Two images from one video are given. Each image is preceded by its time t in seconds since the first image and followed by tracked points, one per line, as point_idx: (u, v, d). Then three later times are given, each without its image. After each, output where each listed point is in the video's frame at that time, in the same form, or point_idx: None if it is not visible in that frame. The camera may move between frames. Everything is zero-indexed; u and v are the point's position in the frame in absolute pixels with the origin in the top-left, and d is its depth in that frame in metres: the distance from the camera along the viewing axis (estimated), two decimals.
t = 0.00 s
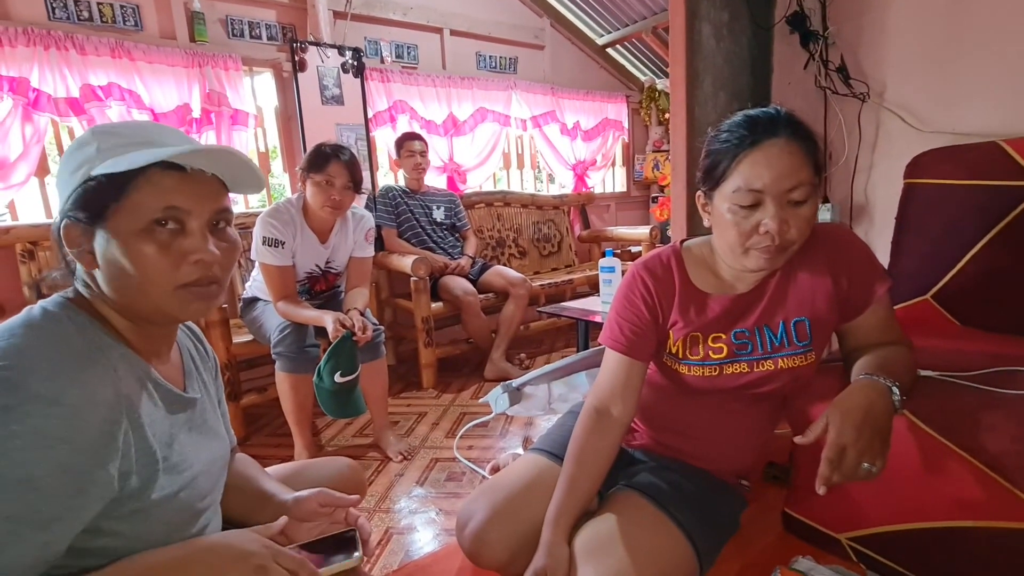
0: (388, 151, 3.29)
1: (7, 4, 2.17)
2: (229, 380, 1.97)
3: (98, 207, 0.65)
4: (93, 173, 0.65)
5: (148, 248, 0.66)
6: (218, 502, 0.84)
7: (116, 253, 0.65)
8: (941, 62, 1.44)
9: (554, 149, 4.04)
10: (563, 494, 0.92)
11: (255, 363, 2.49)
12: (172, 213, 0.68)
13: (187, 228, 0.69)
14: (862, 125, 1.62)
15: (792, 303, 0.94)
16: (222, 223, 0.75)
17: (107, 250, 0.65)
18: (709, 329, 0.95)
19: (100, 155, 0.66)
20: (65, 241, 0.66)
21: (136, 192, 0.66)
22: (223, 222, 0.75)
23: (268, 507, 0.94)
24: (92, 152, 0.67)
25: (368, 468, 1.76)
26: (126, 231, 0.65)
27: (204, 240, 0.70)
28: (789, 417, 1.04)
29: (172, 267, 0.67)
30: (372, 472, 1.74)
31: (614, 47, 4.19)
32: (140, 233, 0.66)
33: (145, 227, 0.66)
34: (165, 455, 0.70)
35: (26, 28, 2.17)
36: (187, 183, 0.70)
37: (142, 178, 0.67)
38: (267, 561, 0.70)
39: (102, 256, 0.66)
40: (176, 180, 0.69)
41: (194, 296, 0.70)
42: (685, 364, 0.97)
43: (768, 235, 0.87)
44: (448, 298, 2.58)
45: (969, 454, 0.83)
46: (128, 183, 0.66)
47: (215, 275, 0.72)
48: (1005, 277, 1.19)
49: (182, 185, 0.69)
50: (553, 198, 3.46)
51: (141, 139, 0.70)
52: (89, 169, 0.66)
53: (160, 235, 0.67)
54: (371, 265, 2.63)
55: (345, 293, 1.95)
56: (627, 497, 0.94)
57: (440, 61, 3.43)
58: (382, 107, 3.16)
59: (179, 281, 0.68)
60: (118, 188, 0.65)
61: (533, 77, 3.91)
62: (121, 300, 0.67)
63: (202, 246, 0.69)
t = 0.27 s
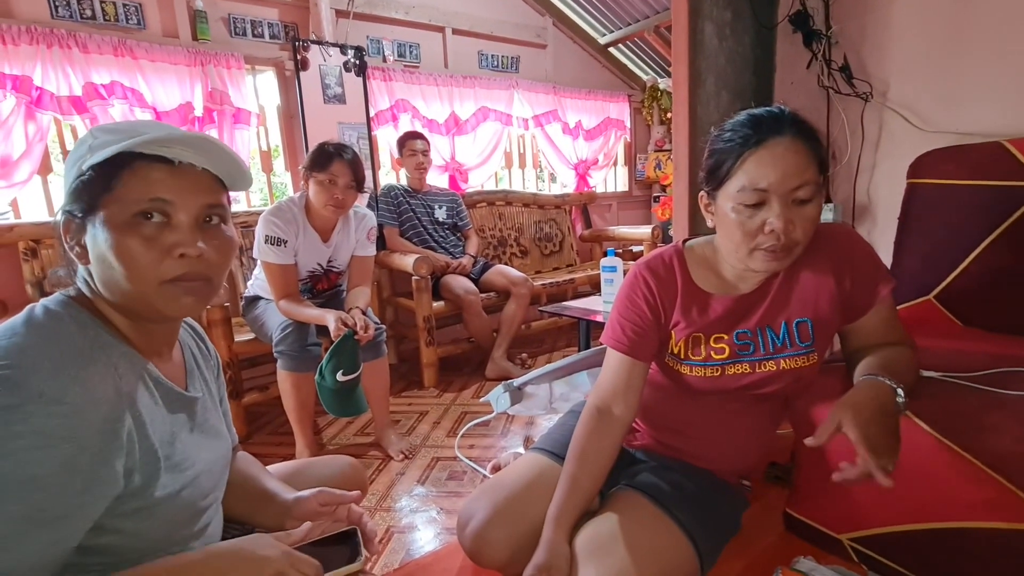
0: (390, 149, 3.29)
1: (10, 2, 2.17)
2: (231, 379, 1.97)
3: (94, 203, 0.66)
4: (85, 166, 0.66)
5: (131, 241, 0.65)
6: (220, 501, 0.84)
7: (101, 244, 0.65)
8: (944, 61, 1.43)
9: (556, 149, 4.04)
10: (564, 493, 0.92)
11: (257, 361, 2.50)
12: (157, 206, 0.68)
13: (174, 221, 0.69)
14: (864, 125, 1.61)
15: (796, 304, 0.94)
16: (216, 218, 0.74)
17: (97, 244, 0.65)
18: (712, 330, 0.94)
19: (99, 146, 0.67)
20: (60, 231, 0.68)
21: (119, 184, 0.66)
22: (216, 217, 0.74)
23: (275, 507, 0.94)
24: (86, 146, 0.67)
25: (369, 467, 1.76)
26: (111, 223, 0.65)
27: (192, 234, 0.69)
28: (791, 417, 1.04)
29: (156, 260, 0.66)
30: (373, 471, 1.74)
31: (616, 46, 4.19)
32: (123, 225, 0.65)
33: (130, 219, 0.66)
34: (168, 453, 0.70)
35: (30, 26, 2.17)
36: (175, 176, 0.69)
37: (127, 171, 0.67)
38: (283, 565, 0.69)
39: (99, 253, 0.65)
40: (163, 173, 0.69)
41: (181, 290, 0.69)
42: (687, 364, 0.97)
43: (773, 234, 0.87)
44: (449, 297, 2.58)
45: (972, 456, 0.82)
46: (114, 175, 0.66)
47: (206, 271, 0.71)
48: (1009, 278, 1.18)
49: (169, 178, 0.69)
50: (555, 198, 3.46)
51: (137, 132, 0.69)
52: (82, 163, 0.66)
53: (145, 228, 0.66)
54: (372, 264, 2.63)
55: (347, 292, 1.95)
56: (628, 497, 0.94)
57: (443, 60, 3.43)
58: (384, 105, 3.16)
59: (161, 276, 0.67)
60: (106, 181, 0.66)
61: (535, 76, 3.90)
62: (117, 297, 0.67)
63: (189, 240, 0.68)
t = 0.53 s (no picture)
0: (392, 147, 3.29)
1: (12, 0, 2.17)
2: (233, 376, 1.98)
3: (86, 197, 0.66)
4: (76, 158, 0.67)
5: (115, 232, 0.65)
6: (219, 497, 0.84)
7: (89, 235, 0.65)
8: (947, 59, 1.43)
9: (557, 147, 4.03)
10: (565, 489, 0.93)
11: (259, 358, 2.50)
12: (142, 196, 0.68)
13: (160, 214, 0.69)
14: (867, 123, 1.61)
15: (795, 300, 0.94)
16: (205, 211, 0.74)
17: (87, 237, 0.66)
18: (711, 326, 0.94)
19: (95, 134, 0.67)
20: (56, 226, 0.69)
21: (104, 175, 0.67)
22: (206, 209, 0.74)
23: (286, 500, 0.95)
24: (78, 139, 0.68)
25: (370, 464, 1.77)
26: (97, 214, 0.65)
27: (178, 224, 0.69)
28: (792, 415, 1.04)
29: (141, 252, 0.66)
30: (374, 469, 1.74)
31: (618, 44, 4.18)
32: (109, 216, 0.66)
33: (117, 210, 0.66)
34: (164, 451, 0.70)
35: (31, 24, 2.17)
36: (163, 168, 0.69)
37: (112, 162, 0.68)
38: None
39: (92, 250, 0.65)
40: (150, 164, 0.69)
41: (169, 284, 0.68)
42: (686, 360, 0.97)
43: (771, 227, 0.87)
44: (451, 295, 2.58)
45: (973, 455, 0.82)
46: (102, 169, 0.67)
47: (195, 265, 0.70)
48: (1010, 276, 1.18)
49: (155, 168, 0.69)
50: (556, 196, 3.45)
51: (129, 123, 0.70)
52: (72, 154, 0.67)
53: (132, 220, 0.67)
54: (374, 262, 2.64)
55: (348, 289, 1.95)
56: (628, 494, 0.94)
57: (444, 58, 3.43)
58: (385, 103, 3.16)
59: (146, 269, 0.66)
60: (93, 174, 0.67)
61: (536, 74, 3.90)
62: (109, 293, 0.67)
63: (175, 233, 0.68)
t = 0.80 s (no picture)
0: (393, 146, 3.30)
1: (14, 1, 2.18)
2: (235, 375, 1.98)
3: (84, 195, 0.67)
4: (70, 157, 0.68)
5: (108, 231, 0.66)
6: (219, 496, 0.85)
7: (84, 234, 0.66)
8: (948, 58, 1.43)
9: (558, 146, 4.03)
10: (567, 485, 0.93)
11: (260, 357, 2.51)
12: (136, 193, 0.68)
13: (154, 211, 0.69)
14: (868, 122, 1.61)
15: (792, 296, 0.94)
16: (199, 210, 0.74)
17: (82, 236, 0.66)
18: (710, 323, 0.95)
19: (87, 134, 0.67)
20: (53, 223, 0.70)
21: (98, 173, 0.67)
22: (201, 208, 0.74)
23: (293, 500, 0.95)
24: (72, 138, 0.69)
25: (372, 463, 1.77)
26: (90, 213, 0.66)
27: (172, 223, 0.70)
28: (792, 414, 1.04)
29: (136, 249, 0.66)
30: (375, 467, 1.75)
31: (619, 43, 4.18)
32: (102, 215, 0.66)
33: (110, 209, 0.67)
34: (165, 449, 0.71)
35: (34, 24, 2.18)
36: (158, 165, 0.70)
37: (104, 160, 0.68)
38: None
39: (87, 250, 0.66)
40: (145, 161, 0.69)
41: (163, 284, 0.69)
42: (685, 357, 0.97)
43: (766, 222, 0.87)
44: (452, 294, 2.58)
45: (972, 453, 0.82)
46: (95, 167, 0.68)
47: (189, 262, 0.71)
48: (1011, 275, 1.18)
49: (148, 167, 0.69)
50: (557, 195, 3.46)
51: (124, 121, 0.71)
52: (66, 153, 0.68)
53: (125, 219, 0.67)
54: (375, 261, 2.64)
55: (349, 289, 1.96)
56: (629, 491, 0.94)
57: (445, 57, 3.43)
58: (386, 103, 3.17)
59: (140, 268, 0.67)
60: (85, 175, 0.67)
61: (537, 73, 3.90)
62: (107, 293, 0.67)
63: (169, 231, 0.69)
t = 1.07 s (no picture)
0: (395, 145, 3.29)
1: None
2: (237, 374, 1.98)
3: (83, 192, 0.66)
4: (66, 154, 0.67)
5: (108, 226, 0.65)
6: (220, 496, 0.85)
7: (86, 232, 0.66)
8: (954, 56, 1.42)
9: (560, 145, 4.02)
10: (572, 486, 0.92)
11: (263, 356, 2.51)
12: (134, 188, 0.68)
13: (153, 206, 0.69)
14: (872, 121, 1.61)
15: (795, 294, 0.93)
16: (197, 205, 0.74)
17: (84, 234, 0.66)
18: (713, 321, 0.94)
19: (84, 129, 0.67)
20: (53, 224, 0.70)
21: (95, 168, 0.67)
22: (199, 202, 0.74)
23: (299, 502, 0.94)
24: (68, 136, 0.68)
25: (374, 462, 1.77)
26: (90, 209, 0.65)
27: (172, 216, 0.70)
28: (795, 414, 1.04)
29: (136, 244, 0.66)
30: (377, 466, 1.75)
31: (622, 42, 4.17)
32: (100, 212, 0.66)
33: (110, 205, 0.66)
34: (164, 447, 0.71)
35: (36, 23, 2.18)
36: (154, 160, 0.70)
37: (103, 156, 0.68)
38: None
39: (87, 246, 0.66)
40: (141, 156, 0.69)
41: (164, 279, 0.68)
42: (689, 356, 0.97)
43: (766, 220, 0.87)
44: (453, 293, 2.58)
45: (977, 453, 0.82)
46: (90, 163, 0.67)
47: (189, 257, 0.71)
48: (1017, 274, 1.18)
49: (145, 161, 0.69)
50: (559, 194, 3.45)
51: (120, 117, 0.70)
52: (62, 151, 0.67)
53: (124, 214, 0.67)
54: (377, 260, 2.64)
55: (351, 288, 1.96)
56: (632, 491, 0.94)
57: (447, 56, 3.42)
58: (388, 102, 3.16)
59: (141, 264, 0.66)
60: (83, 173, 0.67)
61: (539, 71, 3.89)
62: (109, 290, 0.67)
63: (169, 225, 0.69)
